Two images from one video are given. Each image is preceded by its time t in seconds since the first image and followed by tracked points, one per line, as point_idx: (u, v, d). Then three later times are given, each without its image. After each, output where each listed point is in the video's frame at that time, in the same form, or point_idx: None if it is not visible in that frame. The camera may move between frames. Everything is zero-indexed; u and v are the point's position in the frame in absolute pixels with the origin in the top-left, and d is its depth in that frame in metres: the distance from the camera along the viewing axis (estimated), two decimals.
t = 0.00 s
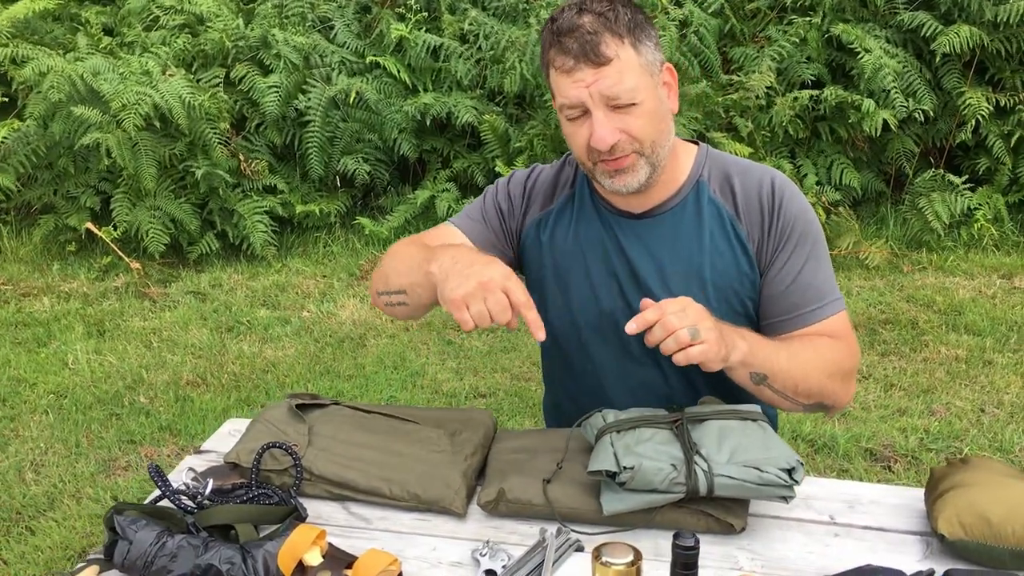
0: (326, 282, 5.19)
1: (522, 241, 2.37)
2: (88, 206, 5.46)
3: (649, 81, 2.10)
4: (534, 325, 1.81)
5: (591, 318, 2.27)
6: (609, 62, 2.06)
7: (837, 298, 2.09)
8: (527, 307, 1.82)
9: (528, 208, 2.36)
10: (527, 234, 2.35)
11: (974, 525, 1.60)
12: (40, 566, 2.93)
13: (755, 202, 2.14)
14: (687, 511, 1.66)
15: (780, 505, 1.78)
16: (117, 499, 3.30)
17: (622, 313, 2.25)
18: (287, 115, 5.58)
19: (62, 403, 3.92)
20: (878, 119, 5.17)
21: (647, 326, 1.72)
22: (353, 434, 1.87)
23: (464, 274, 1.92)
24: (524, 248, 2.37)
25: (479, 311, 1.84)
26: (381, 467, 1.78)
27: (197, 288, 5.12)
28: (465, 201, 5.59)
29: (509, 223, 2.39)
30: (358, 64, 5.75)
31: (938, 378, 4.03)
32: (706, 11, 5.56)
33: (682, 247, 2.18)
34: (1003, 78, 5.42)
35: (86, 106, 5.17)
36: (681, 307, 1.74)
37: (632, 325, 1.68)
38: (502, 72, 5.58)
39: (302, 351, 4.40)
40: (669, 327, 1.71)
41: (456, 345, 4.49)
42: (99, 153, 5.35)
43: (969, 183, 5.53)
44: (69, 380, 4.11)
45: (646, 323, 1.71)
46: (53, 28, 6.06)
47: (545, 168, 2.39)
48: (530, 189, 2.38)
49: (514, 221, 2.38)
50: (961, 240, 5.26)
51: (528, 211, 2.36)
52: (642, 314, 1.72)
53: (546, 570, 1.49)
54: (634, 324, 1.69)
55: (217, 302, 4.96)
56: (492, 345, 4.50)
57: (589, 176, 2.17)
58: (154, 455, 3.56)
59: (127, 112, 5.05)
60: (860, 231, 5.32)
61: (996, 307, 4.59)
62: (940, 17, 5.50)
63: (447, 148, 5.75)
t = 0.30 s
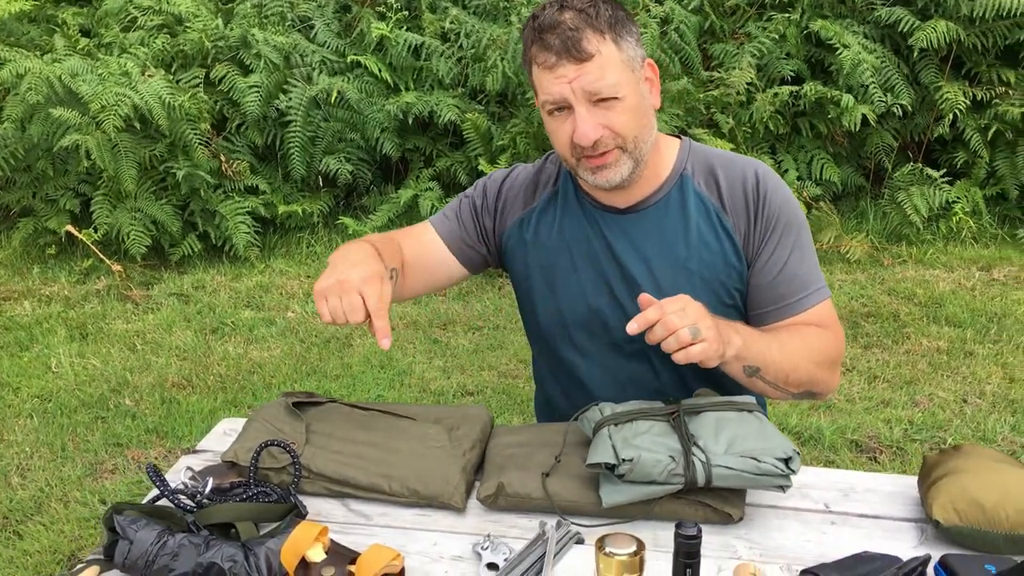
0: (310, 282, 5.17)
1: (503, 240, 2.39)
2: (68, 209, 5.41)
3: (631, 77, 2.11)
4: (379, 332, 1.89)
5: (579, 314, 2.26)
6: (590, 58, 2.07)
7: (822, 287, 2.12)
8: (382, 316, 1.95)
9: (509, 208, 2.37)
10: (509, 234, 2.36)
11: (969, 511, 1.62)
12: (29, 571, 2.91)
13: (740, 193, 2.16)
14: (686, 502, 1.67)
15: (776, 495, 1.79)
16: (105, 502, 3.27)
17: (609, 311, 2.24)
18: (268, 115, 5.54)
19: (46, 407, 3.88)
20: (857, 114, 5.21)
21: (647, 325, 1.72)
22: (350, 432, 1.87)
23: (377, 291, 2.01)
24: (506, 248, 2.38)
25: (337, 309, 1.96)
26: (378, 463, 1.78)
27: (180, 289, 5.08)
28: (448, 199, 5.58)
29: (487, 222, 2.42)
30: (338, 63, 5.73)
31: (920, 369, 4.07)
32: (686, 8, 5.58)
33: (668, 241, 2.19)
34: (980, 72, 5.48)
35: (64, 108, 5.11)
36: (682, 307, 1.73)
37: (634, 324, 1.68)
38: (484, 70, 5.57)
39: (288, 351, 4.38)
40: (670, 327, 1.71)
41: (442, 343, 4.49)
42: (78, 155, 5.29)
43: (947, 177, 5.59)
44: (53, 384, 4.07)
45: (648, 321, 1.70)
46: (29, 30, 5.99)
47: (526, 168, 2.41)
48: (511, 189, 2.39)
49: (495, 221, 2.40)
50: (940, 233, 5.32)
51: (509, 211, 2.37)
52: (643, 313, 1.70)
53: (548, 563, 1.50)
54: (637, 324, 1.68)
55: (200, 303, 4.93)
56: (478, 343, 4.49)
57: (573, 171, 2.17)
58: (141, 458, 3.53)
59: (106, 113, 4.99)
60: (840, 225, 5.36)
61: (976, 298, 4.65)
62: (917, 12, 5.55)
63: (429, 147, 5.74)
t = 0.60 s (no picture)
0: (290, 279, 5.14)
1: (491, 236, 2.38)
2: (43, 207, 5.34)
3: (613, 69, 2.12)
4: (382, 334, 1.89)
5: (565, 307, 2.27)
6: (573, 51, 2.07)
7: (804, 276, 2.13)
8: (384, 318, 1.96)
9: (495, 204, 2.37)
10: (496, 228, 2.36)
11: (955, 495, 1.64)
12: (12, 571, 2.88)
13: (723, 183, 2.17)
14: (676, 490, 1.68)
15: (765, 482, 1.81)
16: (88, 502, 3.24)
17: (595, 304, 2.25)
18: (246, 112, 5.50)
19: (25, 406, 3.83)
20: (834, 107, 5.25)
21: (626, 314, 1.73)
22: (341, 425, 1.87)
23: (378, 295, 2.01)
24: (493, 243, 2.38)
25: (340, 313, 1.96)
26: (369, 456, 1.78)
27: (159, 287, 5.03)
28: (428, 195, 5.56)
29: (474, 218, 2.41)
30: (316, 59, 5.69)
31: (899, 359, 4.12)
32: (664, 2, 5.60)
33: (653, 232, 2.20)
34: (954, 65, 5.55)
35: (39, 105, 5.05)
36: (660, 296, 1.75)
37: (611, 313, 1.70)
38: (463, 65, 5.55)
39: (269, 348, 4.36)
40: (648, 316, 1.72)
41: (425, 339, 4.48)
42: (54, 152, 5.22)
43: (923, 170, 5.65)
44: (32, 383, 4.02)
45: (626, 310, 1.72)
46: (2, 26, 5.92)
47: (510, 162, 2.40)
48: (496, 184, 2.38)
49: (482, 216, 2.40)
50: (917, 225, 5.37)
51: (496, 206, 2.37)
52: (621, 302, 1.72)
53: (542, 552, 1.51)
54: (614, 312, 1.70)
55: (180, 301, 4.88)
56: (460, 338, 4.49)
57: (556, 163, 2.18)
58: (123, 456, 3.50)
59: (82, 110, 4.92)
60: (818, 218, 5.41)
61: (952, 289, 4.71)
62: (892, 6, 5.60)
63: (409, 143, 5.71)
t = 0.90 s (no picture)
0: (277, 274, 5.13)
1: (487, 229, 2.39)
2: (28, 201, 5.30)
3: (614, 66, 2.12)
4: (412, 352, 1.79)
5: (559, 301, 2.28)
6: (574, 48, 2.07)
7: (798, 275, 2.16)
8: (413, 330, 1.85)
9: (490, 198, 2.37)
10: (492, 220, 2.36)
11: (939, 489, 1.67)
12: None
13: (719, 181, 2.18)
14: (663, 484, 1.70)
15: (751, 476, 1.83)
16: (73, 496, 3.23)
17: (590, 300, 2.26)
18: (233, 107, 5.48)
19: (10, 401, 3.81)
20: (820, 106, 5.28)
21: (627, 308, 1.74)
22: (330, 418, 1.88)
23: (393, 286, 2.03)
24: (490, 237, 2.39)
25: (368, 336, 1.85)
26: (359, 449, 1.78)
27: (145, 282, 5.01)
28: (416, 191, 5.55)
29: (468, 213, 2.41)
30: (304, 54, 5.67)
31: (884, 357, 4.16)
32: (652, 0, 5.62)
33: (649, 229, 2.21)
34: (939, 65, 5.59)
35: (24, 98, 5.01)
36: (664, 291, 1.76)
37: (613, 302, 1.70)
38: (451, 61, 5.55)
39: (256, 344, 4.35)
40: (648, 312, 1.73)
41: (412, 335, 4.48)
42: (39, 146, 5.19)
43: (908, 169, 5.69)
44: (17, 378, 4.00)
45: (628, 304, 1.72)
46: None
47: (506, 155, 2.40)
48: (490, 179, 2.38)
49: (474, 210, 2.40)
50: (902, 224, 5.42)
51: (491, 200, 2.37)
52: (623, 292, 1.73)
53: (529, 545, 1.52)
54: (616, 301, 1.70)
55: (166, 296, 4.86)
56: (448, 335, 4.49)
57: (554, 158, 2.19)
58: (109, 451, 3.49)
59: (68, 104, 4.89)
60: (804, 216, 5.44)
61: (937, 288, 4.75)
62: (878, 6, 5.63)
63: (397, 138, 5.71)
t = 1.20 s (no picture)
0: (276, 272, 5.14)
1: (507, 228, 2.37)
2: (30, 195, 5.32)
3: (622, 69, 2.13)
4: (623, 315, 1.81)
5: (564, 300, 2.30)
6: (584, 50, 2.07)
7: (799, 281, 2.16)
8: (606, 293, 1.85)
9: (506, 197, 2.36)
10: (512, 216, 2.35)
11: (928, 494, 1.67)
12: None
13: (724, 185, 2.20)
14: (653, 485, 1.71)
15: (742, 478, 1.84)
16: (70, 490, 3.24)
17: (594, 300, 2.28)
18: (235, 104, 5.50)
19: (8, 395, 3.83)
20: (821, 111, 5.29)
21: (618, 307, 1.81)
22: (324, 415, 1.89)
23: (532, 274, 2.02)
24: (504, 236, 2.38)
25: (577, 310, 1.82)
26: (354, 446, 1.80)
27: (145, 278, 5.02)
28: (416, 191, 5.56)
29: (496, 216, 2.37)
30: (307, 53, 5.68)
31: (881, 363, 4.17)
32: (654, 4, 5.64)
33: (654, 231, 2.22)
34: (941, 71, 5.60)
35: (27, 93, 5.03)
36: (655, 291, 1.82)
37: (608, 291, 1.81)
38: (453, 62, 5.56)
39: (255, 341, 4.36)
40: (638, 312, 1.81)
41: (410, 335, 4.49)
42: (41, 141, 5.20)
43: (908, 174, 5.70)
44: (15, 372, 4.02)
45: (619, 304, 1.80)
46: None
47: (518, 153, 2.39)
48: (507, 179, 2.37)
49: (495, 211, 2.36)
50: (901, 230, 5.43)
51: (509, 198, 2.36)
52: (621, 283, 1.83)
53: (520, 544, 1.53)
54: (611, 290, 1.81)
55: (166, 292, 4.88)
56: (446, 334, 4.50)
57: (560, 159, 2.19)
58: (106, 445, 3.50)
59: (70, 100, 4.91)
60: (803, 221, 5.45)
61: (935, 294, 4.75)
62: (881, 12, 5.64)
63: (398, 138, 5.72)
